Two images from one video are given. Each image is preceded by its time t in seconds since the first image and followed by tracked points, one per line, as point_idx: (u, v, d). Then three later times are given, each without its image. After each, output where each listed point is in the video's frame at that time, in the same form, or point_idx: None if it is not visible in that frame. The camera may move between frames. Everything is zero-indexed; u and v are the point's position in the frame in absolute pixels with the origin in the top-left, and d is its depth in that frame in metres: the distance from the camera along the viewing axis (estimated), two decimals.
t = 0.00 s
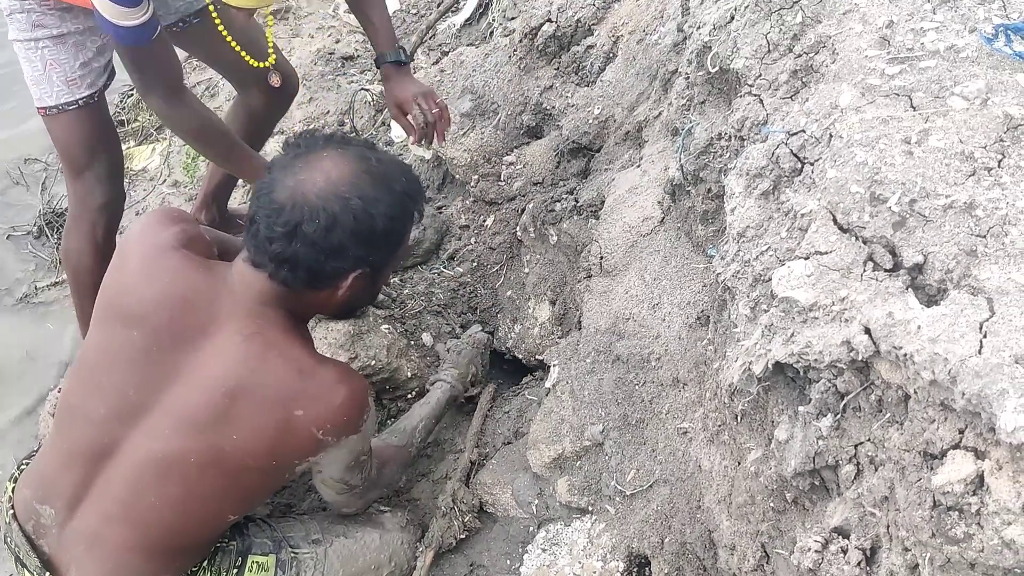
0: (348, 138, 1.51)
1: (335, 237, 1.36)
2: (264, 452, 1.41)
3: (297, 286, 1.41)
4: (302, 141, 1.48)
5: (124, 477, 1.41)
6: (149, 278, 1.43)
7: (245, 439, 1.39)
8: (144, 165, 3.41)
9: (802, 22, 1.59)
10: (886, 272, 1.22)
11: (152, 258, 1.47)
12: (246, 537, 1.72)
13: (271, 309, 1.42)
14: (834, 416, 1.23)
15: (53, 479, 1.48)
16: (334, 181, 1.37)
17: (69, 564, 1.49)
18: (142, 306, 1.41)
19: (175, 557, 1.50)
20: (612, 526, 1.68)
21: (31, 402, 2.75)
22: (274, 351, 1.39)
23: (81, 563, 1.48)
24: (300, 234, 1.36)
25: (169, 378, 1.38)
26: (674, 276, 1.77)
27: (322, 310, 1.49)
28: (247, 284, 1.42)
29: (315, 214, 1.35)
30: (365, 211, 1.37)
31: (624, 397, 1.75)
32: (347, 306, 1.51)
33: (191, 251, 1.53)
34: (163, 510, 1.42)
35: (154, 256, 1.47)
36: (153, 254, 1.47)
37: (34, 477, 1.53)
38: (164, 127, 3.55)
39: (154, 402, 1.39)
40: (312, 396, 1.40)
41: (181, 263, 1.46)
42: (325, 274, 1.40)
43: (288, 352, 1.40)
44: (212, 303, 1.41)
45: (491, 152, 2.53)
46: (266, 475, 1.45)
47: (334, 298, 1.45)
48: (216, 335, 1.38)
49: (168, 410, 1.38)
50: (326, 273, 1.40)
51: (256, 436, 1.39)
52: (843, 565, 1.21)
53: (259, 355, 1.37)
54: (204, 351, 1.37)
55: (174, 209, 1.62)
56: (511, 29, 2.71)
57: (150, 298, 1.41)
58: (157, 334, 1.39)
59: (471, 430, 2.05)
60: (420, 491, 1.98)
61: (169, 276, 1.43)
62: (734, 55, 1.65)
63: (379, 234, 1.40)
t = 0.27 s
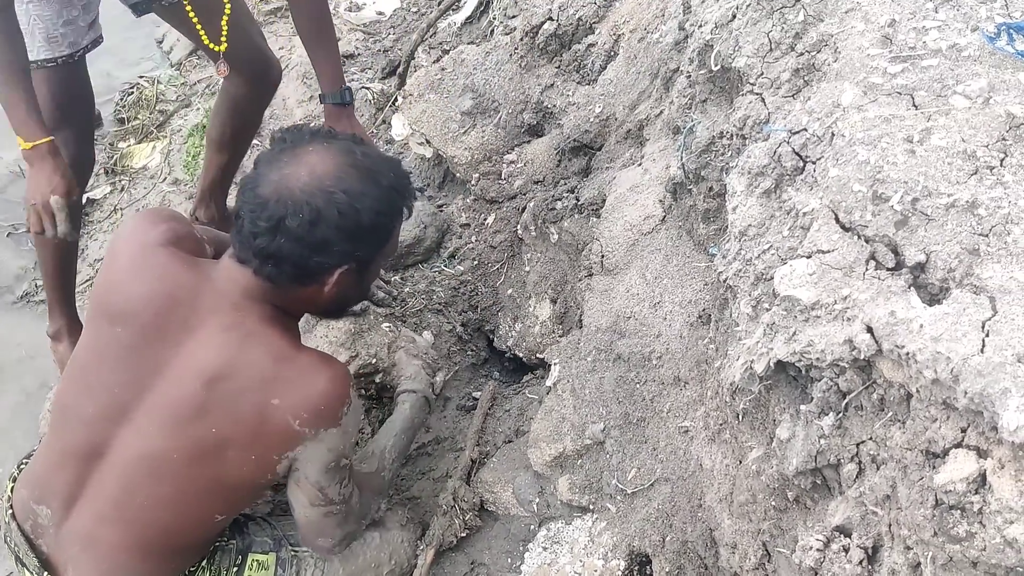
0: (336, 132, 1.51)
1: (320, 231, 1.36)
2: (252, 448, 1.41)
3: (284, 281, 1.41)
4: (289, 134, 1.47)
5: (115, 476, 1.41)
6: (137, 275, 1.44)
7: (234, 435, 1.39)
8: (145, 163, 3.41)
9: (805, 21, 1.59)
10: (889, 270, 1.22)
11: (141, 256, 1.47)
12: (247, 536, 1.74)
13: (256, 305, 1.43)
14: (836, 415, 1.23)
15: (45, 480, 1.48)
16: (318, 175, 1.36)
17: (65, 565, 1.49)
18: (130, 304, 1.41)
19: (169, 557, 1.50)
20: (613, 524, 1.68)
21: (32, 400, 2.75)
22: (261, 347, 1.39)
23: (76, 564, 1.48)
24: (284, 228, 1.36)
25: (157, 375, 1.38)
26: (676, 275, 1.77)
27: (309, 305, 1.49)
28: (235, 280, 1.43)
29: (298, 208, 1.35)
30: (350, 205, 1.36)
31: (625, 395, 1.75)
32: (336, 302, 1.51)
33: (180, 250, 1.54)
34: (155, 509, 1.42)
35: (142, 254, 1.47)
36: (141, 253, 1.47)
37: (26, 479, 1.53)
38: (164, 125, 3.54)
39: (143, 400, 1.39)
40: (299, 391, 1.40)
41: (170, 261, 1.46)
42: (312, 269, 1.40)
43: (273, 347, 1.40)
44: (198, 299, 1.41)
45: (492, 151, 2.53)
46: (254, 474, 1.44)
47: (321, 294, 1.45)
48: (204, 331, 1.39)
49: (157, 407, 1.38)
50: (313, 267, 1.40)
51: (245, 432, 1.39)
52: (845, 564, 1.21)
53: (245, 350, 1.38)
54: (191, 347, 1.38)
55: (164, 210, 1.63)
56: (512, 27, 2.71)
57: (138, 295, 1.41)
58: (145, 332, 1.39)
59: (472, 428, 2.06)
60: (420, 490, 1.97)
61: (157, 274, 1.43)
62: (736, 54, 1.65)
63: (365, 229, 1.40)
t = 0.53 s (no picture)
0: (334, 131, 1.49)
1: (319, 230, 1.33)
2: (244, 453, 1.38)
3: (283, 283, 1.38)
4: (285, 133, 1.45)
5: (111, 477, 1.40)
6: (133, 274, 1.42)
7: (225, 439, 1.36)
8: (148, 160, 3.41)
9: (811, 17, 1.59)
10: (895, 268, 1.22)
11: (137, 255, 1.45)
12: (250, 531, 1.73)
13: (250, 307, 1.39)
14: (842, 412, 1.24)
15: (47, 480, 1.48)
16: (318, 174, 1.34)
17: (68, 564, 1.50)
18: (125, 304, 1.40)
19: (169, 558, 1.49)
20: (617, 521, 1.68)
21: (37, 396, 2.76)
22: (252, 349, 1.36)
23: (78, 563, 1.48)
24: (283, 228, 1.33)
25: (149, 377, 1.36)
26: (680, 272, 1.77)
27: (308, 307, 1.46)
28: (229, 280, 1.40)
29: (298, 207, 1.32)
30: (350, 204, 1.34)
31: (630, 392, 1.75)
32: (334, 303, 1.49)
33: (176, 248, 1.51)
34: (151, 512, 1.41)
35: (139, 252, 1.46)
36: (139, 251, 1.46)
37: (29, 478, 1.53)
38: (168, 122, 3.54)
39: (135, 402, 1.37)
40: (290, 396, 1.36)
41: (166, 259, 1.44)
42: (312, 269, 1.37)
43: (265, 352, 1.37)
44: (191, 301, 1.38)
45: (496, 147, 2.52)
46: (247, 480, 1.41)
47: (320, 294, 1.43)
48: (196, 332, 1.36)
49: (149, 409, 1.36)
50: (312, 267, 1.37)
51: (235, 436, 1.36)
52: (850, 561, 1.21)
53: (236, 352, 1.35)
54: (184, 349, 1.35)
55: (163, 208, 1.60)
56: (517, 24, 2.71)
57: (133, 295, 1.39)
58: (139, 332, 1.37)
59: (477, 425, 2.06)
60: (424, 486, 1.99)
61: (152, 273, 1.41)
62: (742, 51, 1.65)
63: (364, 228, 1.37)
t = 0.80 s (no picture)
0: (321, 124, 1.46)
1: (333, 229, 1.32)
2: (242, 456, 1.36)
3: (289, 281, 1.38)
4: (275, 131, 1.41)
5: (111, 478, 1.39)
6: (131, 273, 1.41)
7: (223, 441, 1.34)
8: (152, 158, 3.42)
9: (815, 16, 1.59)
10: (899, 267, 1.22)
11: (135, 255, 1.44)
12: (255, 531, 1.73)
13: (250, 308, 1.38)
14: (846, 411, 1.23)
15: (48, 482, 1.47)
16: (324, 172, 1.33)
17: (71, 565, 1.50)
18: (123, 304, 1.38)
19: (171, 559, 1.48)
20: (620, 520, 1.68)
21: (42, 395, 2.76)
22: (251, 349, 1.34)
23: (80, 565, 1.48)
24: (295, 230, 1.31)
25: (148, 378, 1.35)
26: (684, 270, 1.77)
27: (312, 303, 1.46)
28: (227, 280, 1.38)
29: (310, 207, 1.31)
30: (361, 199, 1.34)
31: (633, 391, 1.74)
32: (336, 296, 1.49)
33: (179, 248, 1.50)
34: (151, 514, 1.40)
35: (137, 252, 1.44)
36: (137, 250, 1.44)
37: (31, 479, 1.53)
38: (172, 120, 3.55)
39: (134, 402, 1.36)
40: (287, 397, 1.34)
41: (164, 259, 1.42)
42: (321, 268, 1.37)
43: (264, 353, 1.35)
44: (190, 302, 1.37)
45: (500, 146, 2.52)
46: (246, 483, 1.40)
47: (328, 288, 1.43)
48: (194, 333, 1.35)
49: (147, 410, 1.35)
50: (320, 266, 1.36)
51: (233, 437, 1.35)
52: (853, 560, 1.21)
53: (235, 352, 1.33)
54: (182, 350, 1.34)
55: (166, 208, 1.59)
56: (520, 22, 2.71)
57: (131, 295, 1.38)
58: (137, 333, 1.36)
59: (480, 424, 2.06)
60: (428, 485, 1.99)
61: (150, 273, 1.40)
62: (746, 49, 1.64)
63: (374, 221, 1.38)
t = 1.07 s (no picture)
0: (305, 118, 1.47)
1: (329, 215, 1.32)
2: (236, 452, 1.36)
3: (284, 273, 1.37)
4: (263, 125, 1.41)
5: (110, 478, 1.40)
6: (129, 273, 1.42)
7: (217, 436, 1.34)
8: (159, 158, 3.43)
9: (821, 17, 1.59)
10: (905, 267, 1.22)
11: (134, 255, 1.45)
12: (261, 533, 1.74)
13: (249, 301, 1.38)
14: (851, 411, 1.24)
15: (51, 485, 1.48)
16: (320, 159, 1.33)
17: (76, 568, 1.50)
18: (121, 302, 1.40)
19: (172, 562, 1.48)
20: (626, 520, 1.69)
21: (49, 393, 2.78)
22: (246, 342, 1.34)
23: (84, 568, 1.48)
24: (292, 217, 1.30)
25: (144, 375, 1.36)
26: (690, 271, 1.77)
27: (306, 297, 1.45)
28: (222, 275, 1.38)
29: (306, 193, 1.31)
30: (356, 184, 1.35)
31: (639, 391, 1.75)
32: (329, 290, 1.48)
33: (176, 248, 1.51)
34: (150, 514, 1.40)
35: (135, 252, 1.46)
36: (135, 250, 1.46)
37: (35, 484, 1.54)
38: (179, 120, 3.56)
39: (130, 400, 1.36)
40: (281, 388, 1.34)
41: (162, 258, 1.44)
42: (317, 258, 1.36)
43: (261, 345, 1.35)
44: (186, 298, 1.37)
45: (506, 147, 2.53)
46: (245, 479, 1.39)
47: (323, 280, 1.42)
48: (190, 328, 1.35)
49: (143, 407, 1.35)
50: (317, 257, 1.36)
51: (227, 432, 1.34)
52: (858, 560, 1.21)
53: (229, 346, 1.33)
54: (177, 345, 1.35)
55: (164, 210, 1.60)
56: (526, 23, 2.71)
57: (128, 293, 1.39)
58: (135, 330, 1.38)
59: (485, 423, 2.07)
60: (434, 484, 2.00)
61: (147, 271, 1.41)
62: (752, 50, 1.64)
63: (368, 208, 1.38)
